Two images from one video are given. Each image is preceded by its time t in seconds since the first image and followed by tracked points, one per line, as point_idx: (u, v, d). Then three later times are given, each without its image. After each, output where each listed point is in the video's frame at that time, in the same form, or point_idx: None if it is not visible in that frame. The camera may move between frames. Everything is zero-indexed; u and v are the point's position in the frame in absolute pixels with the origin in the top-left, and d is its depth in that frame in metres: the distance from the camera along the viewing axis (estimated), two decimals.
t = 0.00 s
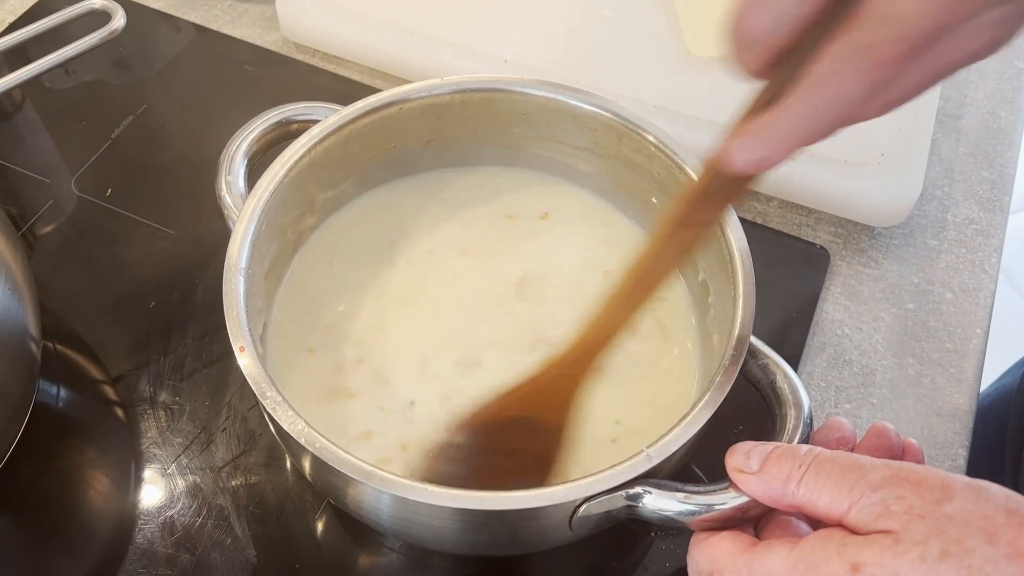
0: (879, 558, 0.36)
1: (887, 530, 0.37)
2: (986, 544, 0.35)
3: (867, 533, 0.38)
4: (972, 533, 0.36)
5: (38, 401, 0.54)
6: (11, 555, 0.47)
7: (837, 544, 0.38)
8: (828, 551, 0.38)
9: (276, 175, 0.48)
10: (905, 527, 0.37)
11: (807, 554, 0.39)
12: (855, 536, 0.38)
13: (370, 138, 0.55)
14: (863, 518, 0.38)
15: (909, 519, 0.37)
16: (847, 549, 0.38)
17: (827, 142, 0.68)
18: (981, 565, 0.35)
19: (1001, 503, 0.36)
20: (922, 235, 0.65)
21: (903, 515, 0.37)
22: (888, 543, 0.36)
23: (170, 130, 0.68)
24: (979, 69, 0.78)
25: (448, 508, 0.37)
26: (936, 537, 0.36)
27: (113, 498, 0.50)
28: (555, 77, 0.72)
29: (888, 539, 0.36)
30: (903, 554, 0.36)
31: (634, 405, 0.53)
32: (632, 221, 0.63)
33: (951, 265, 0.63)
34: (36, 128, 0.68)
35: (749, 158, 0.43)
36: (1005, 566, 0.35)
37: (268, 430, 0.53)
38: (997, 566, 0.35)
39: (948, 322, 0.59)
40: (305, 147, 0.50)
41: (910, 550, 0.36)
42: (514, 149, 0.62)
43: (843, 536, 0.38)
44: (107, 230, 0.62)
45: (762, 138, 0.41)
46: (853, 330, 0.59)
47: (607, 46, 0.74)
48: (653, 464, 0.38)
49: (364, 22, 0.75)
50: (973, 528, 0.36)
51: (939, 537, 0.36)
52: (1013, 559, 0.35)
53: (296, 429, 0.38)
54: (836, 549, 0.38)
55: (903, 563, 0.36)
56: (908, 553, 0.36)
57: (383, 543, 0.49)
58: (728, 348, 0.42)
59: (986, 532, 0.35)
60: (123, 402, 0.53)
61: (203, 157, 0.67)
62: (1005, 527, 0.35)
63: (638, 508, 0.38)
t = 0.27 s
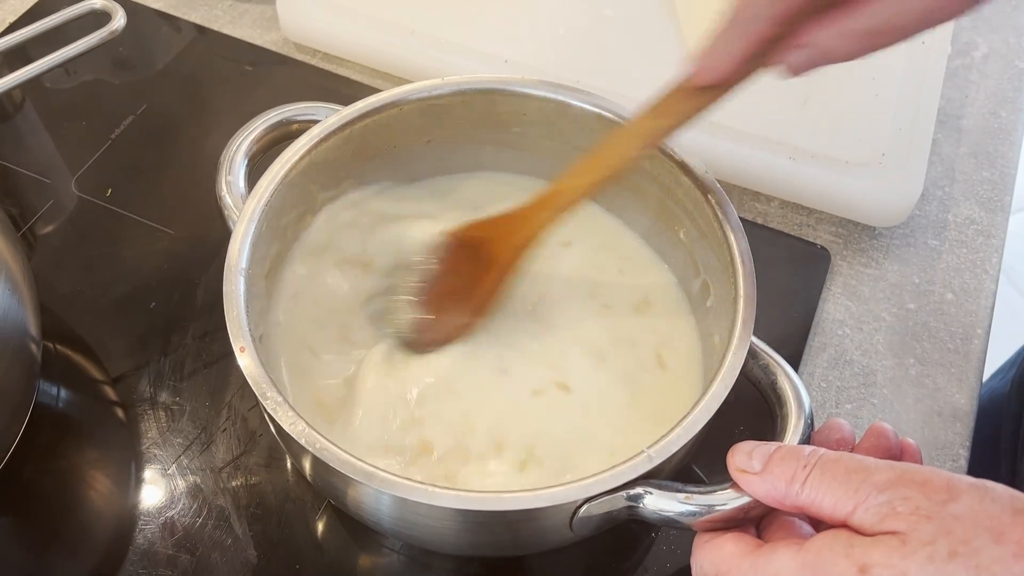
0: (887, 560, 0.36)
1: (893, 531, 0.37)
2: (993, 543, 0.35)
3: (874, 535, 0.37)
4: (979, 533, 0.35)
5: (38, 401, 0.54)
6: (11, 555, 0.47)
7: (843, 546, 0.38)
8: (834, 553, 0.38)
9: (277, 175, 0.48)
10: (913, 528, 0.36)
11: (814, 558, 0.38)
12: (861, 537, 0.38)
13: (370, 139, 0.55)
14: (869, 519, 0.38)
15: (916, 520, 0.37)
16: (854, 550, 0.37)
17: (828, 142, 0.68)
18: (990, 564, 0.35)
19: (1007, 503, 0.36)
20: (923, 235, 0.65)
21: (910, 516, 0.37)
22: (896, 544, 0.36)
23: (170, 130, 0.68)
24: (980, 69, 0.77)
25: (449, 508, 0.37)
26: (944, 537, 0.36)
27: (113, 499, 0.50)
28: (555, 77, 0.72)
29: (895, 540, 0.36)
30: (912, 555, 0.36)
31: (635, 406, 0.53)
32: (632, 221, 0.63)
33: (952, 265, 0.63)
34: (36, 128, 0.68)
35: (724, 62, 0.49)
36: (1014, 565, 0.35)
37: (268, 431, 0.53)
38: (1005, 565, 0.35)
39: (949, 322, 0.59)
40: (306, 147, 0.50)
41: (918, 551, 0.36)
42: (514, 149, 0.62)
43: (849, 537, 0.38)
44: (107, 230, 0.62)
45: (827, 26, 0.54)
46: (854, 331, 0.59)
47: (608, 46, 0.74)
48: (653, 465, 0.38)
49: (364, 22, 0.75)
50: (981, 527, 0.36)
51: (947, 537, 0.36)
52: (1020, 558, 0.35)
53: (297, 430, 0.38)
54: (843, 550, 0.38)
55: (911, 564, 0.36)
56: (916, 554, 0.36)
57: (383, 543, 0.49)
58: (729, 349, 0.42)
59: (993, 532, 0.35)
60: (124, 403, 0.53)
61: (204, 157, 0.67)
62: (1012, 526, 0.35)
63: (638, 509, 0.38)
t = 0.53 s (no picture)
0: (884, 562, 0.36)
1: (891, 533, 0.37)
2: (990, 545, 0.35)
3: (872, 537, 0.38)
4: (977, 535, 0.36)
5: (36, 402, 0.54)
6: (9, 556, 0.47)
7: (841, 548, 0.38)
8: (833, 554, 0.38)
9: (275, 176, 0.48)
10: (910, 530, 0.37)
11: (812, 560, 0.38)
12: (858, 539, 0.38)
13: (368, 140, 0.55)
14: (866, 522, 0.38)
15: (913, 522, 0.37)
16: (852, 553, 0.37)
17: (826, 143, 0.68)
18: (986, 566, 0.35)
19: (1004, 504, 0.36)
20: (922, 236, 0.65)
21: (907, 518, 0.37)
22: (893, 546, 0.36)
23: (169, 131, 0.68)
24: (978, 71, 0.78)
25: (446, 510, 0.37)
26: (941, 539, 0.36)
27: (111, 500, 0.50)
28: (554, 78, 0.72)
29: (893, 542, 0.36)
30: (908, 557, 0.36)
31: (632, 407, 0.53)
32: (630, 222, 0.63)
33: (950, 266, 0.63)
34: (35, 129, 0.68)
35: (781, 151, 0.41)
36: (1010, 567, 0.35)
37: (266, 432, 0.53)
38: (1001, 567, 0.35)
39: (947, 323, 0.59)
40: (305, 148, 0.50)
41: (915, 553, 0.36)
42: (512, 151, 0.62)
43: (846, 539, 0.38)
44: (106, 231, 0.62)
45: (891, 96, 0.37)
46: (852, 332, 0.59)
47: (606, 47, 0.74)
48: (650, 467, 0.38)
49: (362, 23, 0.75)
50: (977, 529, 0.36)
51: (944, 539, 0.36)
52: (1017, 560, 0.35)
53: (294, 432, 0.38)
54: (841, 552, 0.38)
55: (909, 566, 0.36)
56: (913, 556, 0.36)
57: (381, 545, 0.49)
58: (726, 351, 0.42)
59: (990, 534, 0.35)
60: (122, 404, 0.53)
61: (202, 158, 0.67)
62: (1009, 528, 0.35)
63: (635, 511, 0.38)
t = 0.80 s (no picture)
0: (887, 559, 0.36)
1: (894, 529, 0.37)
2: (994, 541, 0.35)
3: (874, 533, 0.37)
4: (980, 530, 0.35)
5: (36, 401, 0.54)
6: (10, 555, 0.47)
7: (843, 546, 0.38)
8: (835, 552, 0.38)
9: (275, 174, 0.48)
10: (912, 526, 0.36)
11: (814, 557, 0.38)
12: (861, 535, 0.38)
13: (368, 138, 0.55)
14: (869, 518, 0.38)
15: (916, 518, 0.37)
16: (854, 550, 0.37)
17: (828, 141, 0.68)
18: (991, 562, 0.35)
19: (1006, 500, 0.36)
20: (922, 234, 0.65)
21: (909, 514, 0.37)
22: (896, 543, 0.36)
23: (170, 130, 0.68)
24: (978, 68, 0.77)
25: (447, 508, 0.37)
26: (944, 535, 0.36)
27: (112, 499, 0.50)
28: (554, 76, 0.72)
29: (895, 539, 0.36)
30: (911, 554, 0.36)
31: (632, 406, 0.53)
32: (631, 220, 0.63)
33: (951, 264, 0.63)
34: (35, 129, 0.68)
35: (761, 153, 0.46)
36: (1015, 562, 0.35)
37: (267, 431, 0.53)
38: (1006, 563, 0.35)
39: (948, 321, 0.59)
40: (305, 146, 0.50)
41: (917, 550, 0.36)
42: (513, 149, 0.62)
43: (849, 536, 0.38)
44: (106, 230, 0.61)
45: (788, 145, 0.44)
46: (852, 330, 0.59)
47: (606, 45, 0.74)
48: (651, 464, 0.38)
49: (363, 22, 0.75)
50: (981, 525, 0.36)
51: (947, 535, 0.36)
52: (1021, 555, 0.35)
53: (295, 430, 0.38)
54: (843, 550, 0.38)
55: (912, 562, 0.36)
56: (916, 553, 0.36)
57: (382, 543, 0.49)
58: (727, 349, 0.42)
59: (994, 530, 0.35)
60: (123, 403, 0.53)
61: (203, 157, 0.67)
62: (1013, 523, 0.35)
63: (636, 508, 0.38)
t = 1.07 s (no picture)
0: (887, 560, 0.36)
1: (893, 530, 0.37)
2: (994, 542, 0.35)
3: (873, 534, 0.37)
4: (980, 531, 0.35)
5: (36, 402, 0.54)
6: (10, 556, 0.47)
7: (844, 547, 0.38)
8: (835, 553, 0.38)
9: (274, 174, 0.48)
10: (913, 527, 0.36)
11: (814, 557, 0.38)
12: (861, 536, 0.38)
13: (367, 138, 0.55)
14: (869, 519, 0.38)
15: (916, 519, 0.37)
16: (856, 550, 0.37)
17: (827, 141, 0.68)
18: (992, 563, 0.35)
19: (1006, 500, 0.36)
20: (922, 233, 0.65)
21: (910, 515, 0.37)
22: (896, 544, 0.36)
23: (170, 130, 0.68)
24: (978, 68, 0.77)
25: (446, 508, 0.37)
26: (945, 536, 0.36)
27: (112, 498, 0.50)
28: (554, 76, 0.72)
29: (896, 539, 0.36)
30: (912, 555, 0.36)
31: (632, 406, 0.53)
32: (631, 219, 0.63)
33: (951, 263, 0.63)
34: (35, 129, 0.68)
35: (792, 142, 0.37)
36: (1016, 563, 0.34)
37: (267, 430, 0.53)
38: (1006, 564, 0.34)
39: (948, 321, 0.59)
40: (304, 147, 0.50)
41: (919, 551, 0.36)
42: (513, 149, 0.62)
43: (849, 536, 0.38)
44: (106, 230, 0.62)
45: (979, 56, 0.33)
46: (852, 330, 0.59)
47: (606, 45, 0.74)
48: (650, 464, 0.38)
49: (362, 22, 0.75)
50: (981, 526, 0.35)
51: (948, 536, 0.36)
52: (1021, 556, 0.35)
53: (294, 430, 0.38)
54: (844, 550, 0.38)
55: (912, 563, 0.35)
56: (917, 554, 0.36)
57: (382, 544, 0.49)
58: (726, 349, 0.42)
59: (994, 530, 0.35)
60: (122, 403, 0.53)
61: (202, 157, 0.67)
62: (1013, 524, 0.35)
63: (636, 508, 0.38)
